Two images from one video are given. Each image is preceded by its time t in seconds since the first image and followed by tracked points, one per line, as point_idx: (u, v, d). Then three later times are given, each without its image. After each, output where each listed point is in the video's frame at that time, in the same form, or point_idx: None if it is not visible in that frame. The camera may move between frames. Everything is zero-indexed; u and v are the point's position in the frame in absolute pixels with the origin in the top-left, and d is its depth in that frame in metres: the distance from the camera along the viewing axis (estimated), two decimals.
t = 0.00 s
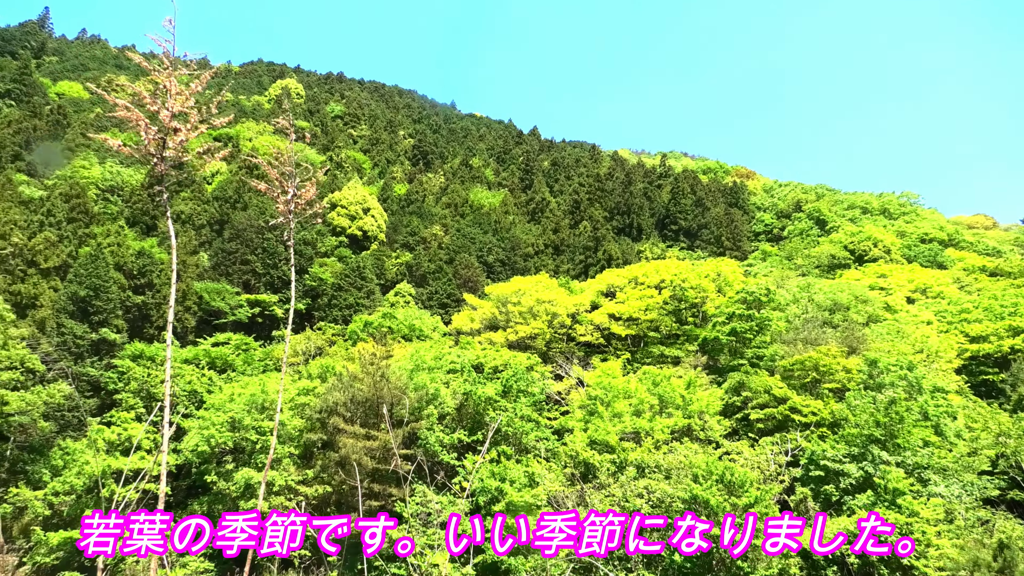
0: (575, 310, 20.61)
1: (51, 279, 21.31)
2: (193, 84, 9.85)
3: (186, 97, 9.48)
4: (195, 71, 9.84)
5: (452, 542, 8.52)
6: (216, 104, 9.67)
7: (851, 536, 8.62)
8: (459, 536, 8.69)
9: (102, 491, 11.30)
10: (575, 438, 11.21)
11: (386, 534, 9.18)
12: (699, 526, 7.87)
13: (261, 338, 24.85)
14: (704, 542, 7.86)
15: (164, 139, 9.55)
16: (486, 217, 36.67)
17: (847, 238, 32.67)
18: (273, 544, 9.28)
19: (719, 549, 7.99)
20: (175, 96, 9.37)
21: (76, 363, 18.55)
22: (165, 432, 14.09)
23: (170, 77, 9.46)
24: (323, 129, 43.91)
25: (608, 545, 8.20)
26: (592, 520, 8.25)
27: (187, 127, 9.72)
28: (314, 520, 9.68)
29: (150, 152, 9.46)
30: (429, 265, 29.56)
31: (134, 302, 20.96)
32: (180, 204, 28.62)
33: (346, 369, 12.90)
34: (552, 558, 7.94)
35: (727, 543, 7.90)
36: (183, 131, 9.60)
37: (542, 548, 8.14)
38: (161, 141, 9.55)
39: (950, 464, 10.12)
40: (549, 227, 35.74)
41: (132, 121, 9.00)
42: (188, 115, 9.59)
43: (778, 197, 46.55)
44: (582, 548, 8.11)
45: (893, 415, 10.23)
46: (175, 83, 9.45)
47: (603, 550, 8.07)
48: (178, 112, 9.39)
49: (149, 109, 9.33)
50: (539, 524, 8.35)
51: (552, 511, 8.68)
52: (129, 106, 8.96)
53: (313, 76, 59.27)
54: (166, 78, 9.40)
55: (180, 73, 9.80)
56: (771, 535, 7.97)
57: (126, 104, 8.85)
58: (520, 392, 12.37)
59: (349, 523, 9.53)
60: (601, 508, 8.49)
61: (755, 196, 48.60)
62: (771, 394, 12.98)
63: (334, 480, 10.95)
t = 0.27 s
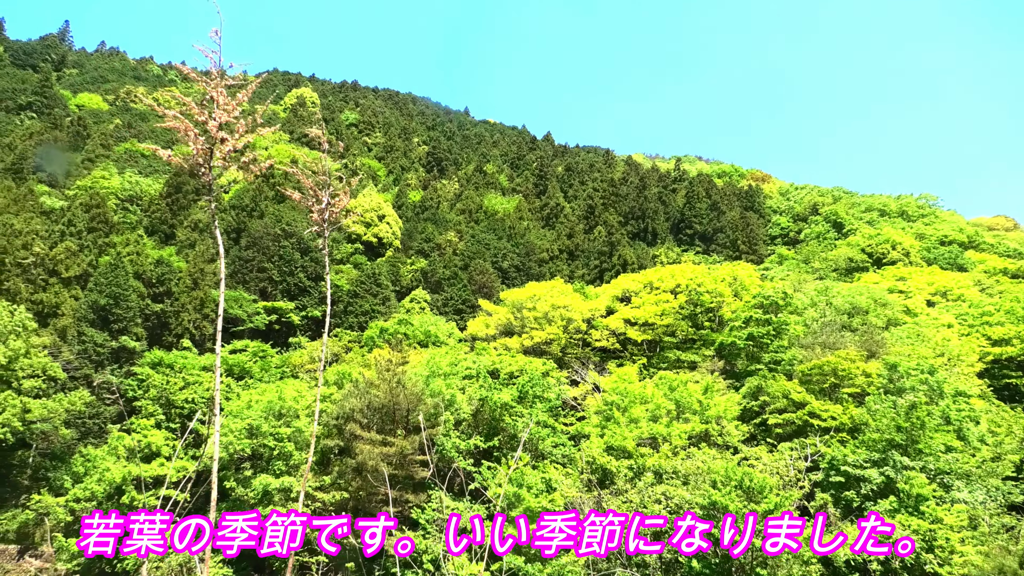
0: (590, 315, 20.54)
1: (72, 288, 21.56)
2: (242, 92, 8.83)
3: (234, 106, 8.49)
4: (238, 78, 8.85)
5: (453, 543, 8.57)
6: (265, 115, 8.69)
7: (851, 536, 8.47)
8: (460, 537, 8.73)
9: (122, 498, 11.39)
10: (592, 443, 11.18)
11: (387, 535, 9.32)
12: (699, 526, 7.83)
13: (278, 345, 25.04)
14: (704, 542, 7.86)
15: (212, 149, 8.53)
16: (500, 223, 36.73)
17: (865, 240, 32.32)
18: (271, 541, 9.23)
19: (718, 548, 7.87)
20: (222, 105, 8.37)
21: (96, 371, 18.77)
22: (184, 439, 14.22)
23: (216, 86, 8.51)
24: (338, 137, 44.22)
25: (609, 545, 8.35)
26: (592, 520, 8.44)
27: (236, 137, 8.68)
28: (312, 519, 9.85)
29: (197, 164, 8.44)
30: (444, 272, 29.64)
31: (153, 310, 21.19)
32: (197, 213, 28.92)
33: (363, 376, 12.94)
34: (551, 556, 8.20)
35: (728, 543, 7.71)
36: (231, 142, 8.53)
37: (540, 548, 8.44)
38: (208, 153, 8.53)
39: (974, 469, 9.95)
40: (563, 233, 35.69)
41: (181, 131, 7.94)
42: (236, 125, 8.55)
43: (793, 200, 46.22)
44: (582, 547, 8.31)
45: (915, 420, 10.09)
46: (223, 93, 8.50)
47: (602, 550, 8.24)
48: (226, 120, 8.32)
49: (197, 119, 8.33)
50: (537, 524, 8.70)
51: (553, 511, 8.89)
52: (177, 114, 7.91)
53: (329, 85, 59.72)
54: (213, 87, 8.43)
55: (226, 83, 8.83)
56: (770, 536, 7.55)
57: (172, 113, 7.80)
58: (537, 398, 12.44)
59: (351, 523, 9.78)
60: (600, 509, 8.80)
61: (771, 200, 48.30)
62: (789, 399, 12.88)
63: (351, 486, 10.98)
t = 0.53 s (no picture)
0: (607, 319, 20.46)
1: (95, 296, 21.89)
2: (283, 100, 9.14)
3: (273, 113, 8.75)
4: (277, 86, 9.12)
5: (454, 542, 9.36)
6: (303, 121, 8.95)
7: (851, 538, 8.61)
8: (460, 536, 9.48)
9: (144, 504, 11.49)
10: (610, 448, 11.12)
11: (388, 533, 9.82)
12: (699, 526, 7.89)
13: (296, 352, 25.20)
14: (702, 542, 7.87)
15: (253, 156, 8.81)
16: (516, 229, 36.76)
17: (885, 242, 31.94)
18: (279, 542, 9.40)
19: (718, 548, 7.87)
20: (262, 113, 8.67)
21: (118, 378, 18.99)
22: (204, 445, 14.33)
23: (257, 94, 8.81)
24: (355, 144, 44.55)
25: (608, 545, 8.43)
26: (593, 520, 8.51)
27: (276, 143, 8.94)
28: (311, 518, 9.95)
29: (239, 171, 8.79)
30: (460, 277, 29.72)
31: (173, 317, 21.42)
32: (216, 221, 29.22)
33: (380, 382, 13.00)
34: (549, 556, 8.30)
35: (727, 543, 7.74)
36: (272, 148, 8.84)
37: (540, 547, 8.54)
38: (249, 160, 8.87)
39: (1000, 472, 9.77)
40: (579, 237, 35.63)
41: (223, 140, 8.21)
42: (276, 131, 8.83)
43: (811, 202, 45.86)
44: (582, 548, 8.38)
45: (937, 423, 10.00)
46: (263, 101, 8.80)
47: (602, 550, 8.32)
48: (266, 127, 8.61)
49: (239, 127, 8.67)
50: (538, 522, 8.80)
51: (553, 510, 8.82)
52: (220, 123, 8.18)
53: (345, 93, 60.20)
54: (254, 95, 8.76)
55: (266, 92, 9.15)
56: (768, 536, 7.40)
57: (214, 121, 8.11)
58: (554, 403, 12.40)
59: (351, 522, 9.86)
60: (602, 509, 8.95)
61: (788, 202, 47.96)
62: (809, 403, 12.74)
63: (369, 491, 10.98)
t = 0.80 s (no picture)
0: (624, 322, 20.39)
1: (116, 303, 22.18)
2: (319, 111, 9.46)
3: (312, 125, 9.11)
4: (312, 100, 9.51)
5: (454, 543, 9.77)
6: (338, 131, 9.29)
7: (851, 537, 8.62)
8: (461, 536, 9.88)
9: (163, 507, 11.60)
10: (627, 451, 11.05)
11: (385, 532, 10.01)
12: (699, 526, 8.05)
13: (314, 356, 25.36)
14: (702, 542, 8.01)
15: (291, 167, 9.16)
16: (531, 232, 36.78)
17: (904, 242, 31.54)
18: (273, 543, 9.58)
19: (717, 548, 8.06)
20: (301, 124, 9.01)
21: (139, 384, 19.20)
22: (223, 450, 14.44)
23: (295, 106, 9.14)
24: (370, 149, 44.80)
25: (609, 545, 8.67)
26: (592, 520, 8.72)
27: (313, 154, 9.29)
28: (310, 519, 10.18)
29: (279, 181, 9.11)
30: (475, 281, 29.78)
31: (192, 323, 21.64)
32: (234, 227, 29.51)
33: (397, 386, 13.06)
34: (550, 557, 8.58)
35: (726, 542, 7.94)
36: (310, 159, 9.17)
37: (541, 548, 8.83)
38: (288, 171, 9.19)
39: None
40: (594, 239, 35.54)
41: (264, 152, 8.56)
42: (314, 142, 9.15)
43: (829, 202, 45.44)
44: (582, 547, 8.60)
45: (961, 425, 9.84)
46: (301, 113, 9.11)
47: (603, 550, 8.54)
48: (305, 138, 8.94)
49: (278, 139, 9.01)
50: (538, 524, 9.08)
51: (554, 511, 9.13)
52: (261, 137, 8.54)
53: (359, 99, 60.56)
54: (292, 107, 9.08)
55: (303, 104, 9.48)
56: (769, 534, 7.47)
57: (256, 135, 8.46)
58: (571, 406, 12.37)
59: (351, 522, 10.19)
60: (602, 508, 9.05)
61: (805, 203, 47.56)
62: (829, 405, 12.60)
63: (386, 495, 11.00)
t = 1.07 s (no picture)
0: (638, 325, 20.34)
1: (134, 309, 22.45)
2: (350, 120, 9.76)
3: (346, 131, 9.42)
4: (343, 109, 9.82)
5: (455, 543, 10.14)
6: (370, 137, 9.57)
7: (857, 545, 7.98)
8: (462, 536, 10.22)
9: (180, 511, 11.73)
10: (642, 455, 11.02)
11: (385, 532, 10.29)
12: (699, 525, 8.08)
13: (329, 361, 25.52)
14: (703, 543, 8.10)
15: (325, 173, 9.41)
16: (544, 235, 36.79)
17: (922, 242, 31.21)
18: (274, 540, 9.70)
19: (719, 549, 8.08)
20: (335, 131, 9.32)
21: (157, 389, 19.42)
22: (240, 454, 14.57)
23: (328, 113, 9.43)
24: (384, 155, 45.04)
25: (609, 545, 8.65)
26: (593, 520, 8.68)
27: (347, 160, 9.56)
28: (312, 519, 10.24)
29: (313, 187, 9.34)
30: (489, 285, 29.84)
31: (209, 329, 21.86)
32: (249, 233, 29.76)
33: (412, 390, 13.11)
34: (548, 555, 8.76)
35: (726, 542, 7.98)
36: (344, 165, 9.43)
37: (540, 547, 9.03)
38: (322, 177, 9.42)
39: None
40: (607, 242, 35.50)
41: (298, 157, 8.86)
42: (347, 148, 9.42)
43: (844, 203, 45.06)
44: (582, 547, 8.58)
45: (981, 427, 9.72)
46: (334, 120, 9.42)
47: (602, 549, 8.49)
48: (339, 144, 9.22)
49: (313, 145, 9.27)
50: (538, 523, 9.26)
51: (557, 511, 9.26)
52: (296, 142, 8.87)
53: (373, 104, 60.89)
54: (326, 114, 9.38)
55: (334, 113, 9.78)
56: (770, 535, 7.53)
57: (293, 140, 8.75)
58: (586, 410, 12.38)
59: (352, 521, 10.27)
60: (602, 509, 8.99)
61: (820, 204, 47.20)
62: (846, 408, 12.49)
63: (401, 499, 11.05)
